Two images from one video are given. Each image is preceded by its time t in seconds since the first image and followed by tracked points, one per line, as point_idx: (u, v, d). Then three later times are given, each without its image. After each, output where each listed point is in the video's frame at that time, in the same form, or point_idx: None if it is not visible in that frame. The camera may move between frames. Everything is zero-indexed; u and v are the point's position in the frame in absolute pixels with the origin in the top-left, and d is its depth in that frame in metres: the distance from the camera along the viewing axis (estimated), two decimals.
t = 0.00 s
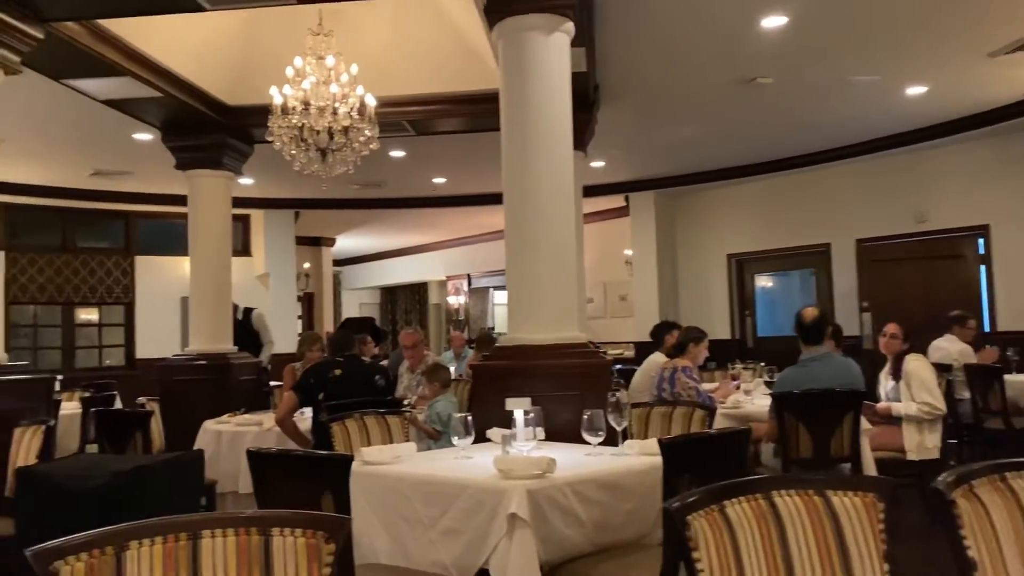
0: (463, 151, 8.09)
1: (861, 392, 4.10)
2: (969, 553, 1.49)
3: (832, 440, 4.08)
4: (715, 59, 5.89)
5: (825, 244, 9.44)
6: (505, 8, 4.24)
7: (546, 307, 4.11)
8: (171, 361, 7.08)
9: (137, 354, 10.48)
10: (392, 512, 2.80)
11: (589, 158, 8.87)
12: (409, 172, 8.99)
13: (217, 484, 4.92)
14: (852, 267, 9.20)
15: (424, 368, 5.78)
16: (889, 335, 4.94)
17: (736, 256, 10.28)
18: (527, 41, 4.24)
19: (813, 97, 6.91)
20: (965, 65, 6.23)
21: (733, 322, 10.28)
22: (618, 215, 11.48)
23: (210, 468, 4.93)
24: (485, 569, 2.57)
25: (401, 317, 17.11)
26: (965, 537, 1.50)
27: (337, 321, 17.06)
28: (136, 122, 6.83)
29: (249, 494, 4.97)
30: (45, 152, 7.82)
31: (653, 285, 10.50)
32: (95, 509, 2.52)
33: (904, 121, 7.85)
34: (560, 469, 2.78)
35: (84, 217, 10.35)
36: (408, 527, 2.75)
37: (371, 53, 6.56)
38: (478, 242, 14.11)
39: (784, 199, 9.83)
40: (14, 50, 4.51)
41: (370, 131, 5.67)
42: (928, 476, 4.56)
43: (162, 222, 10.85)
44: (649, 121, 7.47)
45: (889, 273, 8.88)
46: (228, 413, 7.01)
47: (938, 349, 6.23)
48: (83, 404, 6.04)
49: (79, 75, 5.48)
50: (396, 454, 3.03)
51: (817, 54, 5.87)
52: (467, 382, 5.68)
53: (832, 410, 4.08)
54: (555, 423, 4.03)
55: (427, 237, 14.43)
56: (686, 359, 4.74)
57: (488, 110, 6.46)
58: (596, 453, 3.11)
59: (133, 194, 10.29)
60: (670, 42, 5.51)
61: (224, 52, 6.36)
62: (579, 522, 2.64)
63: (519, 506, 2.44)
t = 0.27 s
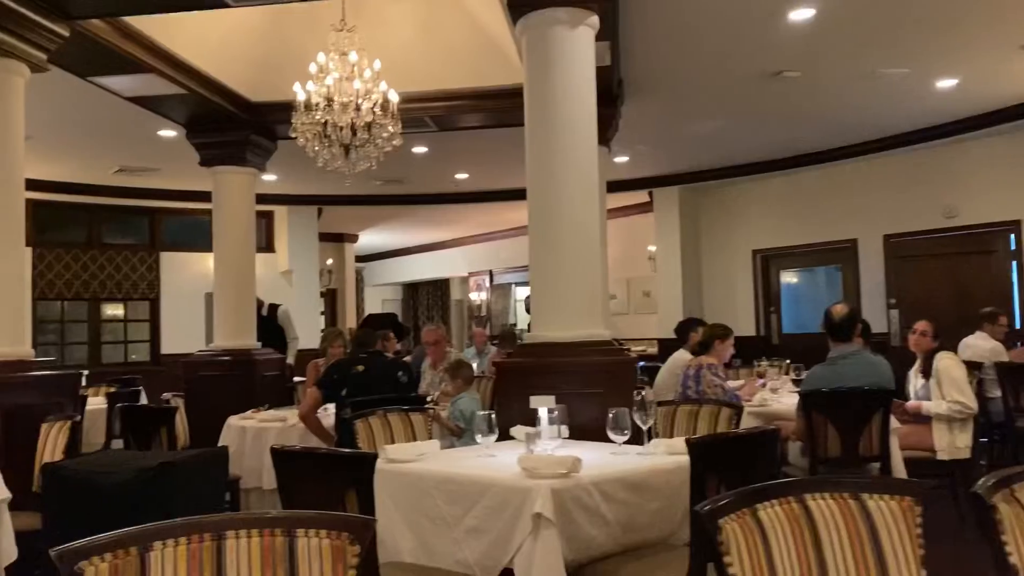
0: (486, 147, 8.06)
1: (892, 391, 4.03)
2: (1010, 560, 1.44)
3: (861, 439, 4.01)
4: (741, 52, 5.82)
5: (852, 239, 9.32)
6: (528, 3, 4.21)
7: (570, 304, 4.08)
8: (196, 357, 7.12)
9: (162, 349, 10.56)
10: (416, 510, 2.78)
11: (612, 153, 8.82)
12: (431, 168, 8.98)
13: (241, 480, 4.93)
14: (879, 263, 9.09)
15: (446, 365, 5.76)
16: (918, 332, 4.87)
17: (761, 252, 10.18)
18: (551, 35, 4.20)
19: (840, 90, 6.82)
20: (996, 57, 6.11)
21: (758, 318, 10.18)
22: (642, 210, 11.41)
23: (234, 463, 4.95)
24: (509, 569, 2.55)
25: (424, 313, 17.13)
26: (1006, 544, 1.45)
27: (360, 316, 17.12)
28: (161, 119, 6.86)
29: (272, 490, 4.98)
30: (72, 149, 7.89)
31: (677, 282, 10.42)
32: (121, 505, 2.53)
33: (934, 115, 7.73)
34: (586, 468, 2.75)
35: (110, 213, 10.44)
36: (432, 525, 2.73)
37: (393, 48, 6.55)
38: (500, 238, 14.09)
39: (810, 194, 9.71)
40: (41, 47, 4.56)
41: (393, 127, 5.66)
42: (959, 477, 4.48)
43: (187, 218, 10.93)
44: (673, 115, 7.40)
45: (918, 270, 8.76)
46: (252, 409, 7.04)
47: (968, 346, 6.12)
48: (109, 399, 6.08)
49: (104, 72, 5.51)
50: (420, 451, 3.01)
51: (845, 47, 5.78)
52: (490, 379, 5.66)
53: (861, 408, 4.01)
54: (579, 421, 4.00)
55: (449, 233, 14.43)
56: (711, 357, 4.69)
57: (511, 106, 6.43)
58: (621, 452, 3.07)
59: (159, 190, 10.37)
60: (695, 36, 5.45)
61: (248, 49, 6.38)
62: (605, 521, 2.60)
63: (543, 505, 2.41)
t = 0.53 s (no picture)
0: (507, 142, 8.03)
1: (920, 389, 3.96)
2: None
3: (889, 438, 3.95)
4: (767, 45, 5.75)
5: (878, 234, 9.20)
6: None
7: (594, 301, 4.04)
8: (220, 352, 7.16)
9: (186, 344, 10.64)
10: (439, 508, 2.76)
11: (635, 148, 8.75)
12: (453, 163, 8.96)
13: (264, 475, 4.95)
14: (906, 258, 8.97)
15: (468, 361, 5.74)
16: (949, 330, 4.74)
17: (786, 247, 10.07)
18: (575, 29, 4.15)
19: (867, 83, 6.71)
20: None
21: (782, 314, 10.08)
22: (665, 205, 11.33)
23: (256, 458, 4.96)
24: (533, 568, 2.53)
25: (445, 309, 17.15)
26: None
27: (382, 312, 17.16)
28: (185, 116, 6.89)
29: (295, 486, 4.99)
30: (97, 145, 7.95)
31: (700, 277, 10.34)
32: (144, 501, 2.53)
33: (963, 108, 7.60)
34: (610, 467, 2.72)
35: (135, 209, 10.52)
36: (455, 523, 2.71)
37: (415, 44, 6.53)
38: (522, 234, 14.06)
39: (836, 189, 9.59)
40: (66, 45, 4.59)
41: (416, 123, 5.63)
42: (990, 476, 4.39)
43: (211, 214, 10.99)
44: (697, 109, 7.33)
45: (946, 265, 8.63)
46: (275, 404, 7.06)
47: (997, 342, 6.00)
48: (134, 394, 6.12)
49: (129, 69, 5.54)
50: (442, 448, 2.99)
51: (873, 39, 5.68)
52: (513, 375, 5.64)
53: (890, 406, 3.95)
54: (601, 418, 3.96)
55: (470, 229, 14.42)
56: (737, 354, 4.63)
57: (533, 101, 6.39)
58: (646, 450, 3.04)
59: (183, 186, 10.43)
60: (721, 29, 5.38)
61: (271, 45, 6.38)
62: (630, 521, 2.57)
63: (568, 505, 2.38)
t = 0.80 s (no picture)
0: (530, 136, 8.00)
1: (950, 385, 3.88)
2: None
3: (919, 435, 3.88)
4: (794, 37, 5.67)
5: (906, 229, 9.07)
6: None
7: (618, 297, 4.00)
8: (244, 347, 7.19)
9: (211, 339, 10.72)
10: (461, 505, 2.74)
11: (659, 142, 8.68)
12: (476, 158, 8.94)
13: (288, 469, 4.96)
14: (935, 253, 8.83)
15: (491, 356, 5.72)
16: (979, 326, 4.67)
17: (812, 242, 9.95)
18: (598, 22, 4.11)
19: (896, 76, 6.61)
20: None
21: (808, 310, 9.97)
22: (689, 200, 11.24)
23: (280, 453, 4.98)
24: (557, 566, 2.50)
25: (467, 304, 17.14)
26: None
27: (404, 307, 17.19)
28: (209, 112, 6.92)
29: (318, 481, 5.00)
30: (123, 142, 8.01)
31: (724, 272, 10.26)
32: (167, 497, 2.53)
33: (994, 100, 7.46)
34: (634, 465, 2.68)
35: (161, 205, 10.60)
36: (477, 520, 2.69)
37: (438, 39, 6.51)
38: (545, 229, 14.02)
39: (863, 183, 9.46)
40: (92, 41, 4.62)
41: (438, 118, 5.61)
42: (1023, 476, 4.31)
43: (235, 209, 11.05)
44: (722, 103, 7.25)
45: (976, 260, 8.49)
46: (299, 399, 7.09)
47: None
48: (159, 389, 6.16)
49: (154, 65, 5.57)
50: (464, 445, 2.97)
51: (902, 31, 5.59)
52: (536, 371, 5.62)
53: (919, 403, 3.87)
54: (625, 415, 3.93)
55: (493, 224, 14.40)
56: (763, 350, 4.58)
57: (556, 95, 6.35)
58: (670, 448, 3.00)
59: (208, 181, 10.50)
60: (747, 21, 5.32)
61: (294, 40, 6.39)
62: (655, 520, 2.54)
63: (592, 503, 2.35)
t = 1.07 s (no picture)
0: (555, 129, 7.95)
1: (985, 380, 3.80)
2: None
3: (952, 431, 3.80)
4: (824, 27, 5.58)
5: (938, 221, 8.92)
6: None
7: (645, 290, 3.96)
8: (272, 340, 7.24)
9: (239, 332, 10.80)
10: (487, 500, 2.73)
11: (686, 134, 8.60)
12: (501, 151, 8.92)
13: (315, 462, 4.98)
14: (968, 246, 8.68)
15: (516, 349, 5.70)
16: (1014, 320, 4.61)
17: (841, 235, 9.82)
18: (624, 12, 4.08)
19: (929, 65, 6.48)
20: None
21: (837, 303, 9.85)
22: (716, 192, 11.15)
23: (307, 445, 5.00)
24: (584, 562, 2.49)
25: (492, 297, 17.14)
26: None
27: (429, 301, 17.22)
28: (236, 106, 6.95)
29: (345, 473, 5.02)
30: (152, 136, 8.07)
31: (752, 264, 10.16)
32: (194, 490, 2.55)
33: None
34: (662, 460, 2.66)
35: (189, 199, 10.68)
36: (503, 515, 2.67)
37: (463, 31, 6.49)
38: (570, 222, 13.97)
39: (894, 174, 9.31)
40: (120, 36, 4.65)
41: (463, 110, 5.59)
42: None
43: (262, 203, 11.12)
44: (750, 94, 7.16)
45: (1010, 252, 8.33)
46: (326, 391, 7.12)
47: None
48: (188, 382, 6.22)
49: (181, 60, 5.60)
50: (490, 440, 2.96)
51: (936, 19, 5.48)
52: (562, 365, 5.59)
53: (953, 399, 3.79)
54: (651, 410, 3.90)
55: (518, 216, 14.37)
56: (791, 344, 4.52)
57: (582, 87, 6.31)
58: (699, 443, 2.97)
59: (236, 175, 10.58)
60: (775, 10, 5.24)
61: (320, 34, 6.40)
62: (682, 516, 2.51)
63: (619, 499, 2.33)
